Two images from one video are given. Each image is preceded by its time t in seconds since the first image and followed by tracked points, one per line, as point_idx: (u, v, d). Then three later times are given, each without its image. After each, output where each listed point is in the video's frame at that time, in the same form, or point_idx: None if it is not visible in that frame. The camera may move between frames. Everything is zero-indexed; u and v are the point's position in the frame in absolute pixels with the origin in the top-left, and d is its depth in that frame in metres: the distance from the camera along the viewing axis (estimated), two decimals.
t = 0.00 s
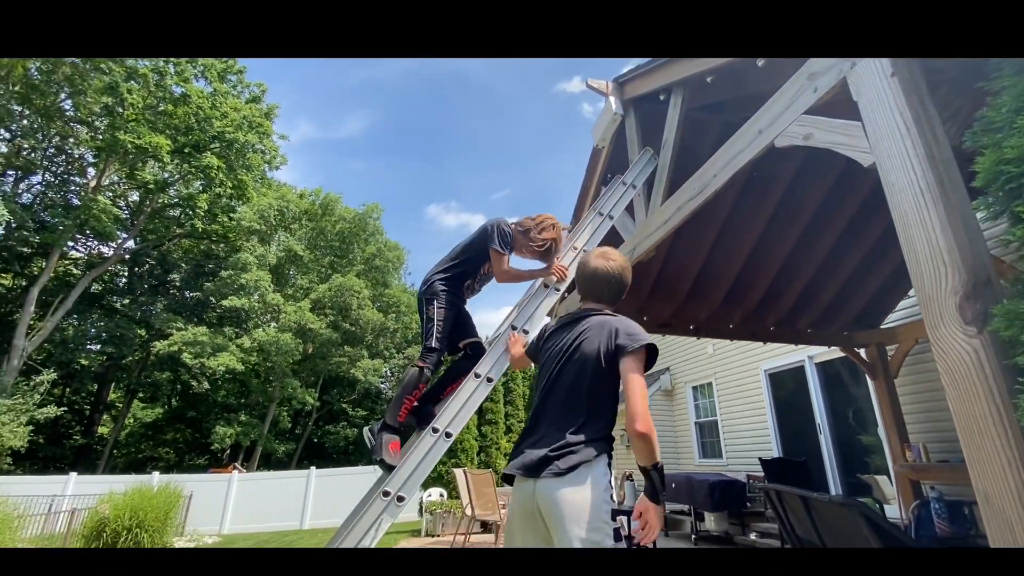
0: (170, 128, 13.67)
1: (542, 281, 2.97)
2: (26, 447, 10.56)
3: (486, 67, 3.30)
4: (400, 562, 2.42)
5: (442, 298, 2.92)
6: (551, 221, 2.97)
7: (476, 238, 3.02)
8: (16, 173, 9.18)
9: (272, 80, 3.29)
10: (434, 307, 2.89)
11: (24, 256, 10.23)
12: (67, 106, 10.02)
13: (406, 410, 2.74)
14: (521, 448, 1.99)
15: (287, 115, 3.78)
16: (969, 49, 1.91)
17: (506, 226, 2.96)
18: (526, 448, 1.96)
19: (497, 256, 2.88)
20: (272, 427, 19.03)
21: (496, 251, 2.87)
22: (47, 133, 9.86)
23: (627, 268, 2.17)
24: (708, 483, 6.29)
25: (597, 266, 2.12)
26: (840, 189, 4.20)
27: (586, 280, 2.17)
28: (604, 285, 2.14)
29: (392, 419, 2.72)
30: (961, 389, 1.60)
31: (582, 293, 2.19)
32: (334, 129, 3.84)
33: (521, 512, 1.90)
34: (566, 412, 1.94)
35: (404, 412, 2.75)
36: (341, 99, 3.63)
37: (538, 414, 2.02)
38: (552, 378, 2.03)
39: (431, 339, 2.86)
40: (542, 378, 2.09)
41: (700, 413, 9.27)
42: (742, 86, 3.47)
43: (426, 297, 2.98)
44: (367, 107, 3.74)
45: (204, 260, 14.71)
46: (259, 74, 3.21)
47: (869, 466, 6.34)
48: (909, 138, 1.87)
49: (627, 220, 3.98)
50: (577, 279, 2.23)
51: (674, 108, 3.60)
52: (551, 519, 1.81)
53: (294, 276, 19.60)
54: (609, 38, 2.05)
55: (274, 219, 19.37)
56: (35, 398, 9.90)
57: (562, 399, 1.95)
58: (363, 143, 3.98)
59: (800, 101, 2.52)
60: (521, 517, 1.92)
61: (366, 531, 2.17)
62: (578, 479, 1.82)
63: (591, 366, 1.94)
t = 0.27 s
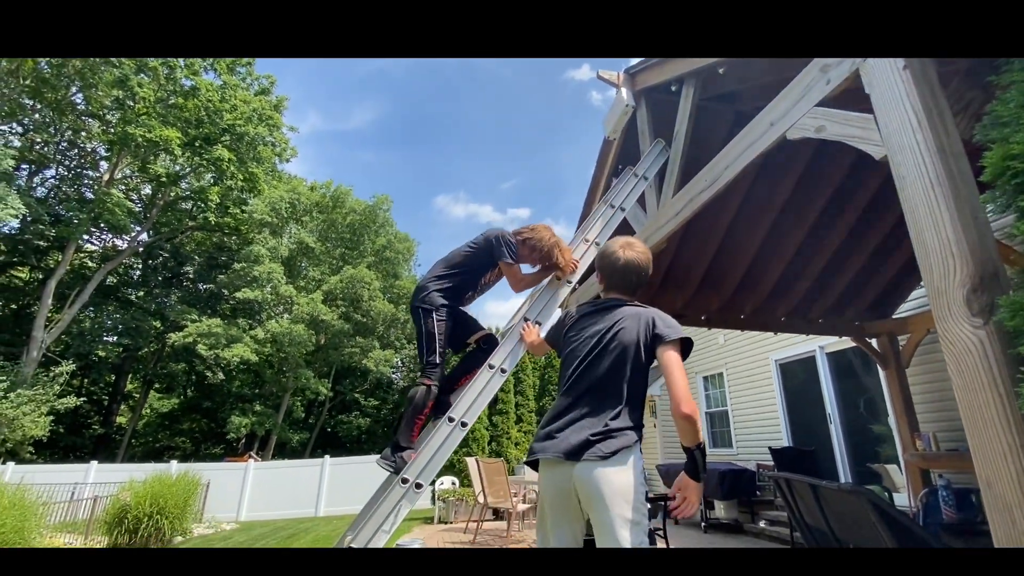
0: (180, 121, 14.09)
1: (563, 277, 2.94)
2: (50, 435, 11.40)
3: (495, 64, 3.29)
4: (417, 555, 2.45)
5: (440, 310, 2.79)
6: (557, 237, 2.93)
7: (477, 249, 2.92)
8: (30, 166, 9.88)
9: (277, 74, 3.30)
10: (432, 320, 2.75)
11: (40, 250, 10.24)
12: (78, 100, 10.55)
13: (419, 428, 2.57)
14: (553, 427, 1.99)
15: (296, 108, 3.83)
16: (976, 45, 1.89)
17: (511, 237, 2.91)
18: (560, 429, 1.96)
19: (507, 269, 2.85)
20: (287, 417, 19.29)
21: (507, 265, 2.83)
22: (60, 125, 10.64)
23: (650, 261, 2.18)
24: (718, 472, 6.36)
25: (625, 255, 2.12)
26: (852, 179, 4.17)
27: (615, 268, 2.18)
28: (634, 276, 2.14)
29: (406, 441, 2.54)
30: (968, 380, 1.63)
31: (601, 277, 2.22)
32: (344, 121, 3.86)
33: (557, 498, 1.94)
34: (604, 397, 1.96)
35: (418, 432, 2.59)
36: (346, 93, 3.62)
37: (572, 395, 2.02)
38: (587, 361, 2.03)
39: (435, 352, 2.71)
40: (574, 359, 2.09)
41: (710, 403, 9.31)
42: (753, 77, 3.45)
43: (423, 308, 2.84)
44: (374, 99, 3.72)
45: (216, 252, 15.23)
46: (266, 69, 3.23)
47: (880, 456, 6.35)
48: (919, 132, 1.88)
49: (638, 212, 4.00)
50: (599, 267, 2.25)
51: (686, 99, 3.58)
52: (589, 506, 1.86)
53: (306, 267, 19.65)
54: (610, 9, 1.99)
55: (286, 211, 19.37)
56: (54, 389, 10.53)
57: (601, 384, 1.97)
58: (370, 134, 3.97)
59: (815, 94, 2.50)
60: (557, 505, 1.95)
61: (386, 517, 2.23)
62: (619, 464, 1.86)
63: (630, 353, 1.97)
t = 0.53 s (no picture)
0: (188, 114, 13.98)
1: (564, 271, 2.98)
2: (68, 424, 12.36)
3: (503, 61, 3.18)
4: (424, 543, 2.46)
5: (439, 296, 2.69)
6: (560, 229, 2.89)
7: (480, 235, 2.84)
8: (42, 161, 10.26)
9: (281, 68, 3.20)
10: (432, 305, 2.64)
11: (56, 242, 11.36)
12: (87, 94, 10.92)
13: (424, 416, 2.47)
14: (564, 431, 1.81)
15: (302, 99, 3.76)
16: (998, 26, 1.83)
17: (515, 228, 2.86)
18: (575, 434, 1.80)
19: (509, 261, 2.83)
20: (296, 407, 19.46)
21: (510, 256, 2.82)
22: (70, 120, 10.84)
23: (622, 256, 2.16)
24: (725, 461, 6.36)
25: (602, 248, 2.06)
26: (864, 164, 4.10)
27: (589, 260, 2.12)
28: (607, 268, 2.12)
29: (409, 428, 2.45)
30: (982, 365, 1.60)
31: (571, 267, 2.19)
32: (348, 111, 3.78)
33: (566, 500, 1.80)
34: (617, 394, 1.86)
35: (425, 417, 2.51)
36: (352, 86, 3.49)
37: (581, 395, 1.86)
38: (596, 359, 1.89)
39: (436, 337, 2.60)
40: (577, 356, 1.91)
41: (717, 392, 9.28)
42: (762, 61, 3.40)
43: (422, 293, 2.72)
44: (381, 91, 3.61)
45: (226, 245, 15.22)
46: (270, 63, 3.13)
47: (890, 445, 6.30)
48: (933, 114, 1.84)
49: (645, 200, 3.97)
50: (579, 261, 2.12)
51: (693, 85, 3.52)
52: (602, 507, 1.80)
53: (313, 259, 19.69)
54: None
55: (294, 203, 19.27)
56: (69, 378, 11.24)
57: (617, 385, 1.86)
58: (374, 124, 3.90)
59: (826, 75, 2.45)
60: (565, 507, 1.81)
61: (394, 503, 2.28)
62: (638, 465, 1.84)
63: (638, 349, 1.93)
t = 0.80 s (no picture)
0: (197, 107, 13.88)
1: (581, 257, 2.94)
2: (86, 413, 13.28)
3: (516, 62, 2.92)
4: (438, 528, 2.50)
5: (449, 284, 2.72)
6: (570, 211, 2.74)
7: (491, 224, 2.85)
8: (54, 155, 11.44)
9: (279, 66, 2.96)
10: (441, 293, 2.68)
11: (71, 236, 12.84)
12: (96, 89, 11.12)
13: (431, 405, 2.48)
14: (557, 419, 1.89)
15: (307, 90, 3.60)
16: (1016, 5, 1.79)
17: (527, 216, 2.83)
18: (568, 421, 1.89)
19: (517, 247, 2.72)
20: (309, 397, 19.63)
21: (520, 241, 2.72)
22: (82, 114, 11.57)
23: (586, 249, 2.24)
24: (734, 449, 6.39)
25: (563, 240, 2.14)
26: (876, 151, 4.03)
27: (557, 254, 2.17)
28: (576, 262, 2.19)
29: (419, 416, 2.46)
30: (994, 349, 1.59)
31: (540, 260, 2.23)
32: (353, 105, 3.62)
33: (557, 487, 1.88)
34: (597, 380, 2.00)
35: (432, 407, 2.51)
36: (352, 78, 3.22)
37: (569, 384, 1.95)
38: (578, 349, 2.01)
39: (443, 326, 2.63)
40: (561, 347, 2.00)
41: (727, 380, 9.27)
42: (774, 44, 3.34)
43: (432, 280, 2.76)
44: (385, 82, 3.33)
45: (235, 237, 16.82)
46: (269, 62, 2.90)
47: (901, 433, 6.27)
48: (948, 96, 1.80)
49: (654, 187, 3.95)
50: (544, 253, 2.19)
51: (703, 70, 3.46)
52: (585, 492, 1.92)
53: (322, 251, 19.55)
54: None
55: (302, 195, 18.80)
56: (89, 369, 12.28)
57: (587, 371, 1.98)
58: (380, 116, 3.74)
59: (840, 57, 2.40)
60: (556, 494, 1.88)
61: (407, 489, 2.20)
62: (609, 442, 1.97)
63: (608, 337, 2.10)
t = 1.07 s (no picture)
0: (201, 101, 13.83)
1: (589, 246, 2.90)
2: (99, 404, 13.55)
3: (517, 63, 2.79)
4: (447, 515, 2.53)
5: (452, 274, 2.68)
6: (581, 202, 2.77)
7: (494, 216, 2.86)
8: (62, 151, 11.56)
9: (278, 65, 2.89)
10: (443, 283, 2.63)
11: (80, 231, 13.08)
12: (100, 83, 11.17)
13: (437, 392, 2.43)
14: (547, 410, 1.92)
15: (310, 83, 3.55)
16: None
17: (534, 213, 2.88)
18: (558, 412, 1.91)
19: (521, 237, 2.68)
20: (317, 389, 19.83)
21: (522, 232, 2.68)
22: (87, 110, 11.68)
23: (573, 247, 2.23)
24: (741, 437, 6.40)
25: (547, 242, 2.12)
26: (886, 135, 3.96)
27: (545, 254, 2.15)
28: (565, 260, 2.18)
29: (425, 404, 2.41)
30: (1004, 334, 1.57)
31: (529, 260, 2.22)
32: (358, 95, 3.57)
33: (553, 468, 1.88)
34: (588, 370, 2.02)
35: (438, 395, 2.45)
36: (353, 74, 3.13)
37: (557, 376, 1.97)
38: (568, 340, 2.02)
39: (444, 315, 2.57)
40: (551, 341, 2.01)
41: (734, 368, 9.26)
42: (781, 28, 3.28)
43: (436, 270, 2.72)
44: (387, 76, 3.22)
45: (241, 230, 16.95)
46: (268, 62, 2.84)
47: (909, 420, 6.25)
48: (960, 76, 1.75)
49: (660, 175, 3.92)
50: (532, 258, 2.19)
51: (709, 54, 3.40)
52: (578, 470, 1.95)
53: (328, 244, 19.61)
54: None
55: (307, 188, 19.05)
56: (101, 363, 12.51)
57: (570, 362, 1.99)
58: (385, 104, 3.68)
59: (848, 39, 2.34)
60: (553, 475, 1.88)
61: (417, 476, 2.22)
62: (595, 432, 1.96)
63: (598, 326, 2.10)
